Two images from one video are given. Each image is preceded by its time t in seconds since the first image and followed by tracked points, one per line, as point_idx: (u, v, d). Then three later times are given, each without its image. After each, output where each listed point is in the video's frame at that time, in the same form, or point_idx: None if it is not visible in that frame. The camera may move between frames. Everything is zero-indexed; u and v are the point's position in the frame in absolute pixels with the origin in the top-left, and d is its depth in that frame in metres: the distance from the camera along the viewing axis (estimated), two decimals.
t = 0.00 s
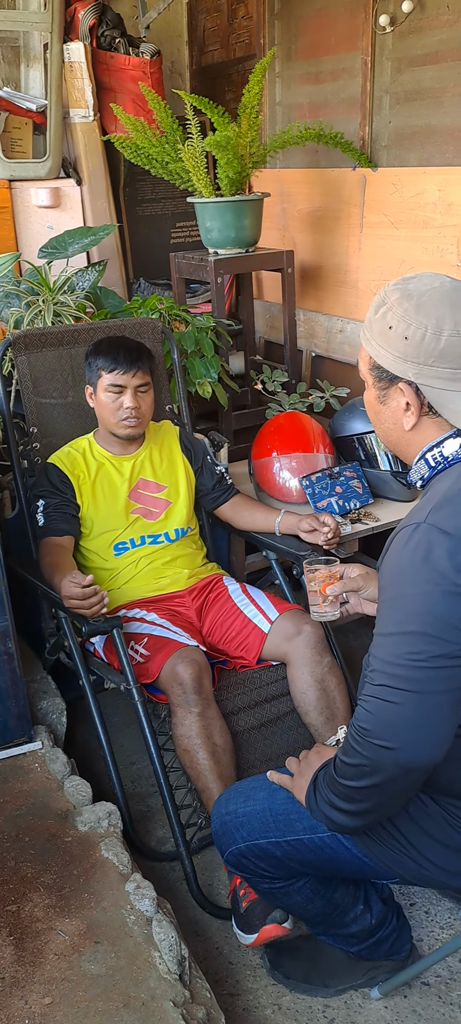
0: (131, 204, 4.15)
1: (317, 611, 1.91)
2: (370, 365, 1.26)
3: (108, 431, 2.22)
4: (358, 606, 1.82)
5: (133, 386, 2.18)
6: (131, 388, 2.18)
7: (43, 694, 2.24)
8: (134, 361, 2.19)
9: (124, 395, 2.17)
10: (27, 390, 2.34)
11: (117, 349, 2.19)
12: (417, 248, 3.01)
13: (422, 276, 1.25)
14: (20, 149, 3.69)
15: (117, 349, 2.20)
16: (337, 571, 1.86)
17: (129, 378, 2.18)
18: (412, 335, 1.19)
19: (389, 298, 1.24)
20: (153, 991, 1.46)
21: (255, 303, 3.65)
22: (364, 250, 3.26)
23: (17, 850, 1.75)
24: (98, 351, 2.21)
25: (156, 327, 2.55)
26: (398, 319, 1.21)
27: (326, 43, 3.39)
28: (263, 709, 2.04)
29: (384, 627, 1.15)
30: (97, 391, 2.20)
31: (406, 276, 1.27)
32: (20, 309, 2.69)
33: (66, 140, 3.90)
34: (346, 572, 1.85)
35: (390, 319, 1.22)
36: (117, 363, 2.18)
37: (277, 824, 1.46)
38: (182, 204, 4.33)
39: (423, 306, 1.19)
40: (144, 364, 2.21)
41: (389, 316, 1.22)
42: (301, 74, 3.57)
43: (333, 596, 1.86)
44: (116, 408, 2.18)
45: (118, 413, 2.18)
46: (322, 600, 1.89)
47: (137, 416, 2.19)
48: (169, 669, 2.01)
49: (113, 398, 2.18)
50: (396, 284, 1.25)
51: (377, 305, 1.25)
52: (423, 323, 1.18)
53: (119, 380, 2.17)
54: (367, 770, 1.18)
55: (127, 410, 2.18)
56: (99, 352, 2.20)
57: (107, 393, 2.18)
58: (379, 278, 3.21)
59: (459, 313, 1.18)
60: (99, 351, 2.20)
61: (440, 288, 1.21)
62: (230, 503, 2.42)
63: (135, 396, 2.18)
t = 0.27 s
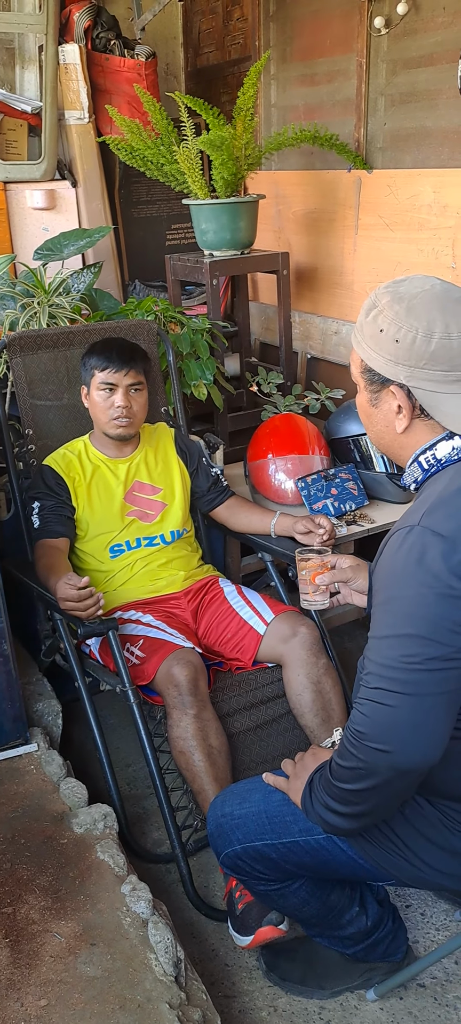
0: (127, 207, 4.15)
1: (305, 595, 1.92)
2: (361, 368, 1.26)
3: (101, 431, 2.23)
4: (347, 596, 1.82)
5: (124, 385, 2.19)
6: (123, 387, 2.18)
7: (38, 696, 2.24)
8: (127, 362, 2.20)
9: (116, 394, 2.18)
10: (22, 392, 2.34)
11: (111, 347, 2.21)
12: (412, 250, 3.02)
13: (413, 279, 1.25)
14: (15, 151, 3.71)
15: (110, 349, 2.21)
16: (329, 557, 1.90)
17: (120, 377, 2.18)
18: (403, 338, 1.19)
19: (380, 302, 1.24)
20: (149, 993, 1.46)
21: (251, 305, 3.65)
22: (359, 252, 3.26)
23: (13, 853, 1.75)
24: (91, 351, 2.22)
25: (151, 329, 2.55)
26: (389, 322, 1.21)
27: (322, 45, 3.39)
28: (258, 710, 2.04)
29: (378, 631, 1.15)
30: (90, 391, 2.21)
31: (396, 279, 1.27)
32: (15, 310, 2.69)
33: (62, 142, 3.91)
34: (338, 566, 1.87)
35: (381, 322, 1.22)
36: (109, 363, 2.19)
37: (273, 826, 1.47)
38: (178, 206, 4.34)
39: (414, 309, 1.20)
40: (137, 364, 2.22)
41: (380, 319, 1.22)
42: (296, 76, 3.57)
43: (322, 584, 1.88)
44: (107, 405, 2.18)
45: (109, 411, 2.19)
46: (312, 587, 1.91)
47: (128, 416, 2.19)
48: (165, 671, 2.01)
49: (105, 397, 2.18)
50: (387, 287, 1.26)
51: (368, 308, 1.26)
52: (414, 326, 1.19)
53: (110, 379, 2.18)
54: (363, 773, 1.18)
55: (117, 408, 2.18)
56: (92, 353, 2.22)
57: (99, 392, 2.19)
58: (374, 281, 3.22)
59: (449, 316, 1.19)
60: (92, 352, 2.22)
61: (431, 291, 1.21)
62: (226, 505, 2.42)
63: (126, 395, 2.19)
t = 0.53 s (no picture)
0: (122, 208, 4.15)
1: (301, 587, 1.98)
2: (357, 370, 1.26)
3: (97, 430, 2.23)
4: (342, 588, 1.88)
5: (119, 384, 2.19)
6: (118, 386, 2.19)
7: (35, 698, 2.24)
8: (122, 362, 2.20)
9: (111, 393, 2.18)
10: (18, 394, 2.34)
11: (106, 347, 2.21)
12: (409, 252, 3.02)
13: (408, 281, 1.26)
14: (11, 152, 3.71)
15: (105, 349, 2.21)
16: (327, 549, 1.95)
17: (116, 376, 2.18)
18: (398, 339, 1.19)
19: (375, 303, 1.24)
20: (145, 995, 1.46)
21: (247, 307, 3.66)
22: (355, 254, 3.27)
23: (9, 855, 1.75)
24: (87, 351, 2.22)
25: (147, 331, 2.55)
26: (384, 324, 1.21)
27: (318, 47, 3.40)
28: (255, 712, 2.04)
29: (374, 633, 1.15)
30: (86, 391, 2.21)
31: (392, 282, 1.28)
32: (11, 312, 2.69)
33: (57, 144, 3.92)
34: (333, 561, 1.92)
35: (377, 323, 1.22)
36: (105, 362, 2.19)
37: (269, 828, 1.47)
38: (174, 207, 4.34)
39: (409, 311, 1.20)
40: (132, 363, 2.22)
41: (375, 321, 1.23)
42: (293, 78, 3.58)
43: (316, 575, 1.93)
44: (102, 404, 2.19)
45: (104, 410, 2.19)
46: (307, 579, 1.95)
47: (123, 415, 2.19)
48: (161, 673, 2.01)
49: (100, 397, 2.18)
50: (383, 289, 1.26)
51: (363, 309, 1.26)
52: (409, 328, 1.19)
53: (106, 378, 2.18)
54: (359, 775, 1.18)
55: (113, 407, 2.18)
56: (87, 352, 2.22)
57: (95, 391, 2.19)
58: (371, 282, 3.23)
59: (444, 318, 1.19)
60: (88, 351, 2.22)
61: (427, 292, 1.21)
62: (222, 507, 2.42)
63: (121, 394, 2.19)
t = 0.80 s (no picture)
0: (118, 209, 4.15)
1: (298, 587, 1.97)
2: (354, 371, 1.27)
3: (94, 432, 2.22)
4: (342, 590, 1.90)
5: (117, 385, 2.19)
6: (116, 386, 2.19)
7: (31, 699, 2.23)
8: (118, 363, 2.20)
9: (109, 393, 2.18)
10: (14, 396, 2.34)
11: (102, 348, 2.21)
12: (405, 252, 3.02)
13: (406, 282, 1.26)
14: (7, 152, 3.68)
15: (102, 350, 2.21)
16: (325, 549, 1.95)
17: (113, 376, 2.19)
18: (395, 340, 1.19)
19: (372, 303, 1.25)
20: (143, 997, 1.46)
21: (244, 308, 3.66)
22: (352, 255, 3.27)
23: (6, 857, 1.75)
24: (83, 352, 2.22)
25: (143, 332, 2.55)
26: (381, 324, 1.22)
27: (314, 48, 3.40)
28: (252, 713, 2.04)
29: (372, 634, 1.15)
30: (83, 392, 2.21)
31: (389, 283, 1.28)
32: (7, 313, 2.68)
33: (53, 145, 3.92)
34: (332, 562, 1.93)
35: (374, 325, 1.22)
36: (102, 362, 2.19)
37: (266, 829, 1.47)
38: (170, 208, 4.33)
39: (406, 312, 1.20)
40: (129, 364, 2.23)
41: (372, 321, 1.23)
42: (289, 78, 3.57)
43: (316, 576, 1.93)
44: (100, 406, 2.18)
45: (102, 411, 2.18)
46: (305, 580, 1.95)
47: (121, 415, 2.19)
48: (157, 675, 2.01)
49: (98, 397, 2.18)
50: (379, 289, 1.26)
51: (360, 310, 1.26)
52: (407, 328, 1.19)
53: (103, 378, 2.18)
54: (357, 776, 1.18)
55: (111, 407, 2.18)
56: (84, 353, 2.22)
57: (92, 392, 2.19)
58: (367, 284, 3.23)
59: (441, 318, 1.19)
60: (84, 352, 2.22)
61: (424, 293, 1.22)
62: (219, 509, 2.42)
63: (119, 394, 2.19)
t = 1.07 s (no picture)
0: (115, 212, 4.16)
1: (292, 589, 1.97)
2: (359, 372, 1.25)
3: (90, 434, 2.22)
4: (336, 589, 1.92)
5: (114, 388, 2.19)
6: (112, 389, 2.19)
7: (28, 702, 2.23)
8: (115, 366, 2.20)
9: (106, 396, 2.18)
10: (11, 398, 2.33)
11: (98, 351, 2.21)
12: (401, 255, 3.02)
13: (408, 282, 1.26)
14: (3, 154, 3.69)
15: (98, 353, 2.21)
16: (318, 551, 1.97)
17: (110, 379, 2.19)
18: (409, 339, 1.19)
19: (379, 303, 1.24)
20: (140, 1000, 1.46)
21: (240, 310, 3.66)
22: (348, 257, 3.27)
23: (3, 860, 1.74)
24: (79, 354, 2.22)
25: (140, 334, 2.55)
26: (391, 324, 1.21)
27: (310, 50, 3.40)
28: (249, 716, 2.04)
29: (370, 637, 1.15)
30: (79, 394, 2.21)
31: (390, 283, 1.28)
32: (4, 316, 2.68)
33: (50, 148, 3.92)
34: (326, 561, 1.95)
35: (383, 324, 1.22)
36: (98, 365, 2.19)
37: (263, 832, 1.47)
38: (166, 210, 4.33)
39: (417, 311, 1.20)
40: (125, 366, 2.23)
41: (380, 321, 1.22)
42: (285, 81, 3.58)
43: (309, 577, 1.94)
44: (97, 408, 2.18)
45: (99, 414, 2.18)
46: (299, 581, 1.95)
47: (118, 418, 2.19)
48: (154, 677, 2.01)
49: (95, 401, 2.18)
50: (382, 289, 1.26)
51: (366, 309, 1.25)
52: (420, 327, 1.19)
53: (100, 381, 2.18)
54: (354, 780, 1.18)
55: (108, 410, 2.18)
56: (80, 357, 2.22)
57: (89, 395, 2.18)
58: (363, 286, 3.23)
59: (452, 318, 1.20)
60: (80, 355, 2.22)
61: (431, 294, 1.22)
62: (215, 511, 2.41)
63: (116, 397, 2.19)
